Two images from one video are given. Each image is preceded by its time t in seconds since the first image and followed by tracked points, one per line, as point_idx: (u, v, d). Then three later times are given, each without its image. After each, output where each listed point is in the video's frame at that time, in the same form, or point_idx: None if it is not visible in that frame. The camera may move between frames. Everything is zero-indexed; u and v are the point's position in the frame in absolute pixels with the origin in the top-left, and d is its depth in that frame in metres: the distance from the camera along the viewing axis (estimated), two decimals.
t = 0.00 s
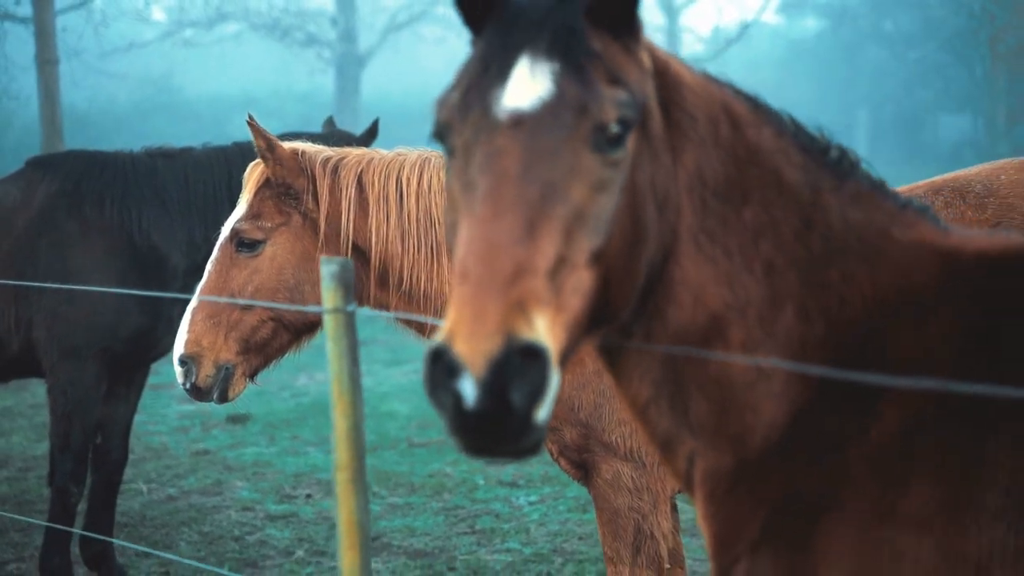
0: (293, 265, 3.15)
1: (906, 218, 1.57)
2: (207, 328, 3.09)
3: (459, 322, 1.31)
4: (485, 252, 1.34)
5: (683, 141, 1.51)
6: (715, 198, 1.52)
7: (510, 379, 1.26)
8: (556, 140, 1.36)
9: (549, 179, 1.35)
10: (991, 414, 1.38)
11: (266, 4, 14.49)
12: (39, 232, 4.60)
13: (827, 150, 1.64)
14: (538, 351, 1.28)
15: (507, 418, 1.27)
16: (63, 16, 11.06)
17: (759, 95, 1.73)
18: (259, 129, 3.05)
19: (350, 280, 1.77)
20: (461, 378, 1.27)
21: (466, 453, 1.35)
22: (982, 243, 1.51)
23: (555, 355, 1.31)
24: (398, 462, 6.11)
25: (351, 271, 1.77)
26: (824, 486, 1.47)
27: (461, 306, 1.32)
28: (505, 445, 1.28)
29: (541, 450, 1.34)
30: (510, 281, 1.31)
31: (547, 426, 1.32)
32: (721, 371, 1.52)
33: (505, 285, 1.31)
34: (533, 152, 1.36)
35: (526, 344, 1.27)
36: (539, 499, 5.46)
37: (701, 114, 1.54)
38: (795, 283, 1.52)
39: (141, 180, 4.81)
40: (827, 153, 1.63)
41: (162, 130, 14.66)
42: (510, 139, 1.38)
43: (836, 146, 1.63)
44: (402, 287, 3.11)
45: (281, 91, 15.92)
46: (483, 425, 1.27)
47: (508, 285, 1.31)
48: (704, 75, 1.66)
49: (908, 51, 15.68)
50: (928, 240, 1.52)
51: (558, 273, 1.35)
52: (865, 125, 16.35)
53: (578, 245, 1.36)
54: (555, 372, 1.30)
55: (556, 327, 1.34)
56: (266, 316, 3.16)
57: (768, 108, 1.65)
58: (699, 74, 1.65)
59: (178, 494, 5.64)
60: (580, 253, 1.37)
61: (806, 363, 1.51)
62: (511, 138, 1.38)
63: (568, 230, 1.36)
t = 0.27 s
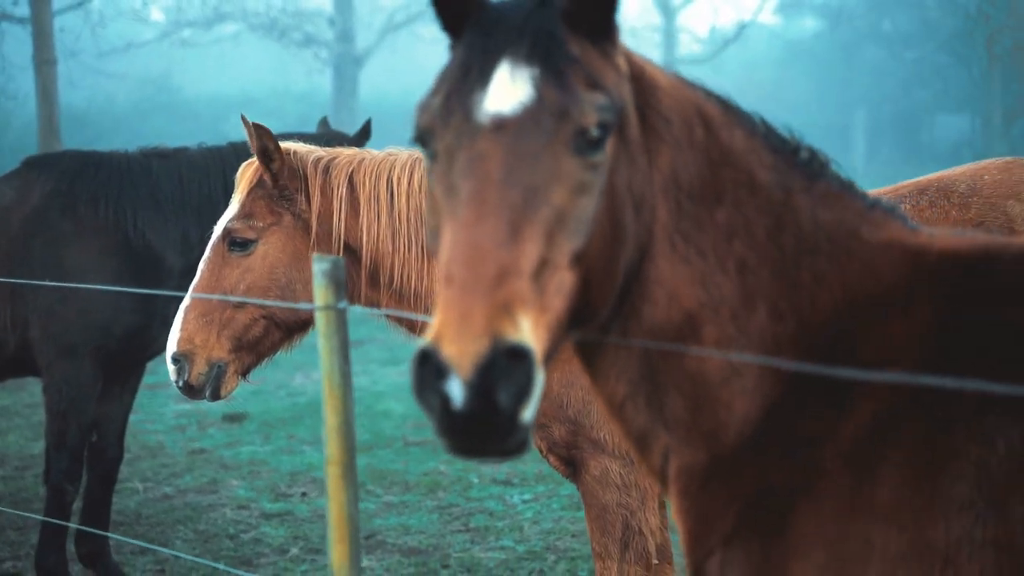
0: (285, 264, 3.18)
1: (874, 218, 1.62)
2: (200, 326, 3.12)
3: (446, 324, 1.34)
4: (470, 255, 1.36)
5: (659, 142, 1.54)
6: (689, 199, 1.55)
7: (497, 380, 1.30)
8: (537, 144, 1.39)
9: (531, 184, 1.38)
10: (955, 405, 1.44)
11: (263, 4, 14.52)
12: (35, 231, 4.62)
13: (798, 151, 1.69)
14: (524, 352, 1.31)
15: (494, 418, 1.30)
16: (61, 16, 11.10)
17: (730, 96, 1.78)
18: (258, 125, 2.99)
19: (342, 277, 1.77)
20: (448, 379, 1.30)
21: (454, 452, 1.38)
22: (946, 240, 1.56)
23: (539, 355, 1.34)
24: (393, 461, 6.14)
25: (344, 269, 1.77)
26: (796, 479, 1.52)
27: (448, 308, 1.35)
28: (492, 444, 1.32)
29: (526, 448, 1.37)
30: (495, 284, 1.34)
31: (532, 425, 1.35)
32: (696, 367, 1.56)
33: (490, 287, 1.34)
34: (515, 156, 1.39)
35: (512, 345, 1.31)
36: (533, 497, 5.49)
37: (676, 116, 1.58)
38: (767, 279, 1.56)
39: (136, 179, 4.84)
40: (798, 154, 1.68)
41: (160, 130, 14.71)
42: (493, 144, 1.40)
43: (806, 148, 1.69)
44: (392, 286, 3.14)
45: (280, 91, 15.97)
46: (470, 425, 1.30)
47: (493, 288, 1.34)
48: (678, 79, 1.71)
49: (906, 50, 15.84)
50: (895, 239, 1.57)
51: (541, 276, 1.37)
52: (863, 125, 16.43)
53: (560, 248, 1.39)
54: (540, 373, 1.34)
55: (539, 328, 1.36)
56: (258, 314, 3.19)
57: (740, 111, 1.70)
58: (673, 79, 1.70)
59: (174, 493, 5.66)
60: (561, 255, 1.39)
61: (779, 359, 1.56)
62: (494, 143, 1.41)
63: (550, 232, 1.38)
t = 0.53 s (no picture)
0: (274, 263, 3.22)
1: (836, 216, 1.71)
2: (189, 324, 3.16)
3: (422, 324, 1.37)
4: (446, 256, 1.40)
5: (626, 143, 1.62)
6: (656, 199, 1.63)
7: (472, 378, 1.33)
8: (510, 146, 1.43)
9: (504, 185, 1.42)
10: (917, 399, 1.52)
11: (260, 4, 14.55)
12: (27, 230, 4.63)
13: (762, 151, 1.78)
14: (498, 350, 1.35)
15: (470, 415, 1.34)
16: (57, 16, 11.11)
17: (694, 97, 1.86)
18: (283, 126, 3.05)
19: (315, 274, 1.87)
20: (425, 377, 1.33)
21: (430, 449, 1.41)
22: (904, 239, 1.65)
23: (513, 353, 1.38)
24: (386, 459, 6.19)
25: (317, 266, 1.87)
26: (764, 472, 1.57)
27: (423, 308, 1.39)
28: (468, 440, 1.35)
29: (502, 444, 1.41)
30: (470, 284, 1.38)
31: (507, 422, 1.39)
32: (664, 363, 1.63)
33: (465, 287, 1.38)
34: (487, 158, 1.43)
35: (487, 343, 1.35)
36: (525, 494, 5.54)
37: (643, 117, 1.66)
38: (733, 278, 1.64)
39: (130, 178, 4.88)
40: (762, 154, 1.76)
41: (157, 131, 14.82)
42: (467, 146, 1.44)
43: (770, 148, 1.77)
44: (380, 284, 3.18)
45: (276, 91, 16.07)
46: (446, 423, 1.33)
47: (468, 288, 1.38)
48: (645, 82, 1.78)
49: (902, 50, 15.75)
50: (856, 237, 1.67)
51: (514, 275, 1.41)
52: (859, 126, 16.71)
53: (532, 247, 1.43)
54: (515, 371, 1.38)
55: (513, 327, 1.40)
56: (247, 312, 3.23)
57: (704, 113, 1.77)
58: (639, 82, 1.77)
59: (168, 491, 5.69)
60: (533, 254, 1.43)
61: (746, 353, 1.63)
62: (468, 145, 1.45)
63: (524, 232, 1.43)
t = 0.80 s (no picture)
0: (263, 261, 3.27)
1: (799, 216, 1.82)
2: (179, 322, 3.20)
3: (395, 325, 1.41)
4: (418, 259, 1.45)
5: (592, 145, 1.71)
6: (623, 200, 1.73)
7: (445, 378, 1.38)
8: (480, 151, 1.49)
9: (474, 190, 1.48)
10: (876, 394, 1.65)
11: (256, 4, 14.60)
12: (20, 230, 4.68)
13: (727, 152, 1.89)
14: (469, 351, 1.40)
15: (441, 414, 1.38)
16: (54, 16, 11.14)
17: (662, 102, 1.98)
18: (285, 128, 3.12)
19: (291, 273, 1.94)
20: (398, 378, 1.37)
21: (401, 447, 1.45)
22: (863, 239, 1.76)
23: (483, 352, 1.44)
24: (379, 456, 6.24)
25: (292, 265, 1.94)
26: (727, 468, 1.70)
27: (396, 310, 1.43)
28: (439, 439, 1.40)
29: (472, 442, 1.46)
30: (441, 285, 1.43)
31: (478, 419, 1.44)
32: (631, 361, 1.75)
33: (437, 289, 1.42)
34: (457, 162, 1.49)
35: (459, 344, 1.39)
36: (516, 492, 5.59)
37: (609, 120, 1.76)
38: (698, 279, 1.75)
39: (122, 177, 4.92)
40: (727, 155, 1.88)
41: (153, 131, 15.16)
42: (437, 151, 1.50)
43: (734, 149, 1.89)
44: (367, 282, 3.24)
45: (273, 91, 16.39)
46: (419, 420, 1.38)
47: (440, 289, 1.43)
48: (612, 87, 1.88)
49: (898, 50, 15.77)
50: (817, 236, 1.79)
51: (485, 277, 1.47)
52: (855, 125, 16.80)
53: (502, 249, 1.50)
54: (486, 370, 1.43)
55: (483, 328, 1.46)
56: (235, 310, 3.28)
57: (669, 116, 1.89)
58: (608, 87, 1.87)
59: (162, 488, 5.72)
60: (503, 256, 1.50)
61: (710, 351, 1.75)
62: (438, 150, 1.50)
63: (492, 235, 1.49)
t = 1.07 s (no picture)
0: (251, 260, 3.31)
1: (766, 217, 1.90)
2: (167, 320, 3.25)
3: (373, 326, 1.45)
4: (395, 262, 1.49)
5: (565, 148, 1.78)
6: (595, 201, 1.80)
7: (422, 379, 1.42)
8: (455, 156, 1.54)
9: (450, 193, 1.53)
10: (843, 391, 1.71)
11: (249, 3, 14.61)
12: (15, 228, 4.76)
13: (696, 154, 1.98)
14: (446, 351, 1.44)
15: (418, 414, 1.42)
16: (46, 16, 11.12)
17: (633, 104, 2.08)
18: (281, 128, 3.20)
19: (271, 271, 1.98)
20: (376, 379, 1.41)
21: (379, 446, 1.49)
22: (831, 238, 1.84)
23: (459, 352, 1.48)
24: (370, 455, 6.27)
25: (272, 263, 1.98)
26: (699, 464, 1.76)
27: (374, 311, 1.47)
28: (417, 438, 1.44)
29: (449, 441, 1.50)
30: (417, 288, 1.47)
31: (455, 419, 1.48)
32: (604, 359, 1.82)
33: (414, 291, 1.46)
34: (433, 166, 1.53)
35: (436, 345, 1.44)
36: (506, 490, 5.63)
37: (581, 123, 1.84)
38: (669, 279, 1.84)
39: (113, 177, 4.94)
40: (696, 157, 1.97)
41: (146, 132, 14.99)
42: (413, 156, 1.54)
43: (703, 151, 1.98)
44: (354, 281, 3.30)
45: (266, 92, 16.34)
46: (397, 420, 1.42)
47: (416, 291, 1.47)
48: (585, 91, 1.98)
49: (892, 50, 15.97)
50: (786, 236, 1.87)
51: (461, 279, 1.52)
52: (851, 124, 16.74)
53: (477, 252, 1.55)
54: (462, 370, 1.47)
55: (458, 329, 1.50)
56: (224, 309, 3.33)
57: (641, 118, 1.98)
58: (580, 90, 1.96)
59: (154, 487, 5.74)
60: (478, 258, 1.55)
61: (681, 348, 1.82)
62: (413, 154, 1.55)
63: (468, 237, 1.54)
